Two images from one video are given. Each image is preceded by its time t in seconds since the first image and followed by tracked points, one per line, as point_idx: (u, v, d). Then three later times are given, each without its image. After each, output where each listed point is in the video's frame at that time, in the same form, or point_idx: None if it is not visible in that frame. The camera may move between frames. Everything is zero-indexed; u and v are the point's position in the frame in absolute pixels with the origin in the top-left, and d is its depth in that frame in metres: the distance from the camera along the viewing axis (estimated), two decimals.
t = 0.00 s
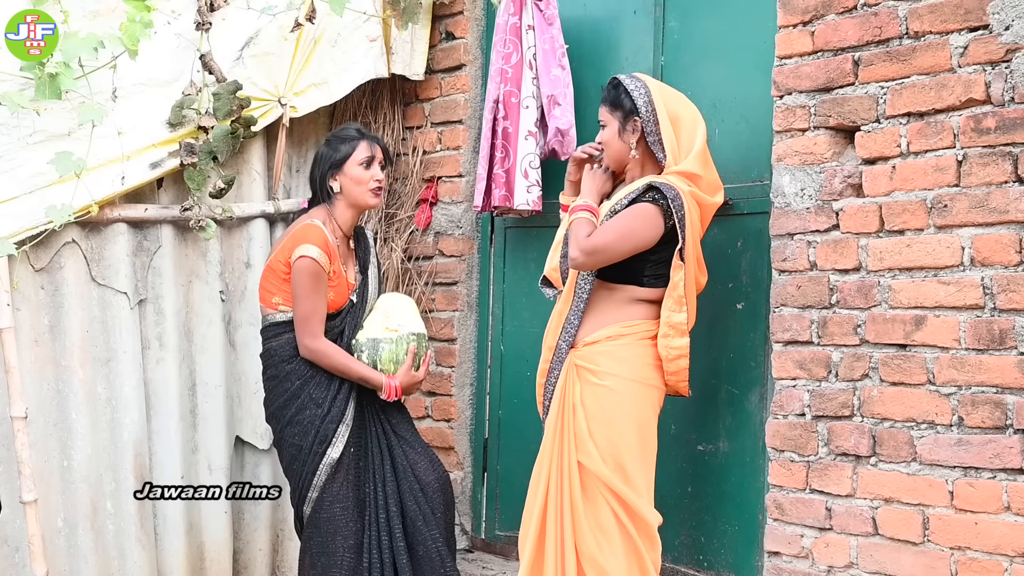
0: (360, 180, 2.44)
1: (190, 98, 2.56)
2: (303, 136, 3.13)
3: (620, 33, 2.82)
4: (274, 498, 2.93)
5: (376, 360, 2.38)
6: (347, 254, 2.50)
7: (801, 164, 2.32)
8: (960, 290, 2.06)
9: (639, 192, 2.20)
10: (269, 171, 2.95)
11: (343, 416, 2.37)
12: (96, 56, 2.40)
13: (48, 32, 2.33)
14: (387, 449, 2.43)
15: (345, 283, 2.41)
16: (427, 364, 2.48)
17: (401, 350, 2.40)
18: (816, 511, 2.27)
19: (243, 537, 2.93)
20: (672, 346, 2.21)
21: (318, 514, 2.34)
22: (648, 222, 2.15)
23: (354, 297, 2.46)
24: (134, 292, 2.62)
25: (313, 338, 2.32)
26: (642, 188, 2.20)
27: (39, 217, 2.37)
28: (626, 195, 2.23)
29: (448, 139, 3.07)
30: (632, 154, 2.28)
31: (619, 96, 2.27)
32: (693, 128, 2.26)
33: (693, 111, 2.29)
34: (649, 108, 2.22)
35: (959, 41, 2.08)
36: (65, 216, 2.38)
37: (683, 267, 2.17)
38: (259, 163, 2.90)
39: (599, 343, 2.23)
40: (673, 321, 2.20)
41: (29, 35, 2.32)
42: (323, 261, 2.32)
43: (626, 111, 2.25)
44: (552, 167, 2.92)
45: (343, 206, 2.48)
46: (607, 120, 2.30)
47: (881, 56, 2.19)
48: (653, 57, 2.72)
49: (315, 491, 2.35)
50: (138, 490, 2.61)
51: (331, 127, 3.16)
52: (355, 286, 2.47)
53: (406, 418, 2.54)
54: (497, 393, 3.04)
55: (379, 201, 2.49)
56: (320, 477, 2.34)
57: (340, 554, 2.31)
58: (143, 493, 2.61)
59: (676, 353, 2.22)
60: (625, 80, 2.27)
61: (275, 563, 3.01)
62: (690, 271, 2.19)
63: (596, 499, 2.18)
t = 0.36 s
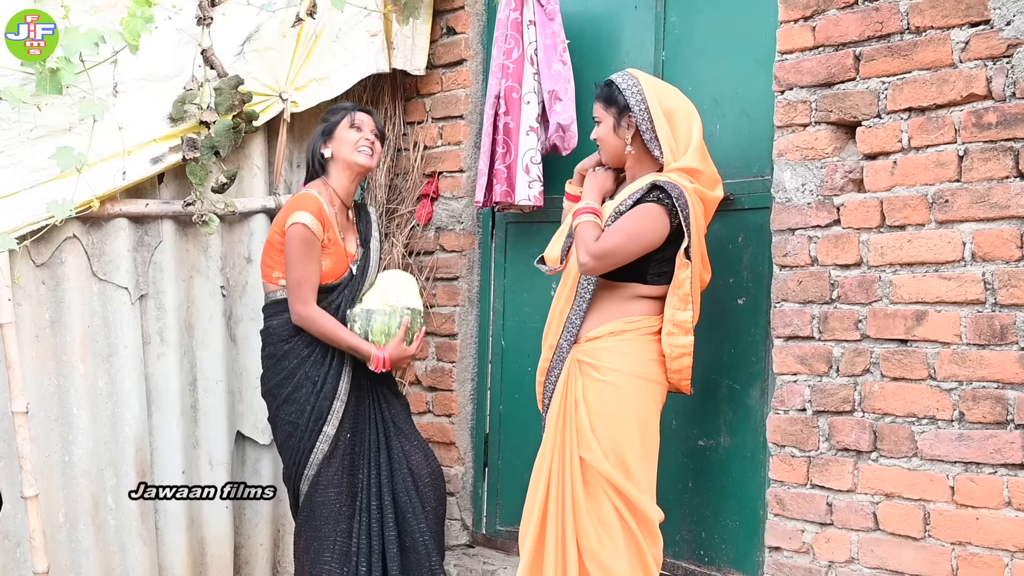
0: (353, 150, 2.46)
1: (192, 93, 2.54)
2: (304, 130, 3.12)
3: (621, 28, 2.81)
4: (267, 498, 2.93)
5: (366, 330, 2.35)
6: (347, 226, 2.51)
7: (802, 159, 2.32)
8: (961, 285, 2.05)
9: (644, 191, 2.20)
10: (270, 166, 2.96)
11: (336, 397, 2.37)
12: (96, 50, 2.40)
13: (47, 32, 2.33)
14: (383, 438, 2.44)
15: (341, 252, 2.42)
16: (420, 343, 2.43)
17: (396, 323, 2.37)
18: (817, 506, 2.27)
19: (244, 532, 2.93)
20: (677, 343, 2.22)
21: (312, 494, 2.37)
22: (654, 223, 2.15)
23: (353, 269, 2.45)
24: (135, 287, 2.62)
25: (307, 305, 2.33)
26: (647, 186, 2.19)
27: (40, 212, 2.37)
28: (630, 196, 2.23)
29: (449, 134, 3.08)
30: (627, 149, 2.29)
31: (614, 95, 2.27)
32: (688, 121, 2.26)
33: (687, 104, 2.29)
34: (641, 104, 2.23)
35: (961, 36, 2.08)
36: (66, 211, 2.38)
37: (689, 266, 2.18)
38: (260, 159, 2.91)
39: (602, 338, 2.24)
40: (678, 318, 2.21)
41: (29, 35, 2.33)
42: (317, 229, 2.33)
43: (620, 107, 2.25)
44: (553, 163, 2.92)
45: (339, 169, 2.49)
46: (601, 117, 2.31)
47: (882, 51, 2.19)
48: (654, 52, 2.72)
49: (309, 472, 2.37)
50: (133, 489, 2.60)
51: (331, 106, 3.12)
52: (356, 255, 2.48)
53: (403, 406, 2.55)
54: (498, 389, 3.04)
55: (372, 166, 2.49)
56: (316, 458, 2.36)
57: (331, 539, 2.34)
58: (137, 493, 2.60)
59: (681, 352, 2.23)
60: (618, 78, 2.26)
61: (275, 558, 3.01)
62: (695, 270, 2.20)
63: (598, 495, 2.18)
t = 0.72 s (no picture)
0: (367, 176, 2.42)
1: (193, 88, 2.54)
2: (305, 127, 3.13)
3: (622, 24, 2.81)
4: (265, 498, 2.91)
5: (344, 329, 2.35)
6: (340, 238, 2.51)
7: (804, 155, 2.32)
8: (962, 281, 2.05)
9: (650, 189, 2.20)
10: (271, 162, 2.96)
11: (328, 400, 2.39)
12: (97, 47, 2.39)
13: (47, 32, 2.35)
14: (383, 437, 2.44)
15: (331, 258, 2.43)
16: (401, 346, 2.40)
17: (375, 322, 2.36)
18: (818, 502, 2.27)
19: (246, 528, 2.93)
20: (687, 339, 2.24)
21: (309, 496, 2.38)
22: (665, 222, 2.15)
23: (343, 278, 2.45)
24: (136, 283, 2.62)
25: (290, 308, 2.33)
26: (654, 184, 2.20)
27: (41, 208, 2.37)
28: (637, 195, 2.22)
29: (450, 130, 3.08)
30: (624, 144, 2.30)
31: (613, 92, 2.28)
32: (688, 114, 2.26)
33: (686, 99, 2.29)
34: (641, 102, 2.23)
35: (962, 32, 2.08)
36: (67, 207, 2.38)
37: (700, 262, 2.19)
38: (261, 154, 2.91)
39: (609, 334, 2.24)
40: (686, 314, 2.22)
41: (29, 35, 2.34)
42: (305, 232, 2.34)
43: (617, 103, 2.26)
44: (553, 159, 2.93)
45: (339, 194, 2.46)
46: (600, 114, 2.32)
47: (883, 46, 2.19)
48: (655, 48, 2.72)
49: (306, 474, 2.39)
50: (127, 490, 2.58)
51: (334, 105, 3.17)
52: (346, 265, 2.47)
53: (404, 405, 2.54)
54: (499, 384, 3.05)
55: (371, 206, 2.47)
56: (313, 458, 2.38)
57: (330, 539, 2.34)
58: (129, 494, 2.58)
59: (689, 347, 2.25)
60: (616, 74, 2.27)
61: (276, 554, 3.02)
62: (704, 265, 2.20)
63: (604, 492, 2.18)
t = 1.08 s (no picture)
0: (362, 172, 2.42)
1: (194, 84, 2.55)
2: (306, 123, 3.13)
3: (623, 21, 2.81)
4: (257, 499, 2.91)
5: (344, 321, 2.34)
6: (344, 228, 2.51)
7: (805, 151, 2.32)
8: (963, 277, 2.05)
9: (657, 186, 2.19)
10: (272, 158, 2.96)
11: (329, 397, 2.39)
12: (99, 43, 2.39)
13: (47, 32, 2.35)
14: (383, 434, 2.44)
15: (333, 247, 2.43)
16: (401, 343, 2.40)
17: (377, 316, 2.36)
18: (819, 498, 2.27)
19: (247, 525, 2.94)
20: (693, 334, 2.25)
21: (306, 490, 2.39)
22: (676, 219, 2.16)
23: (347, 267, 2.45)
24: (138, 279, 2.62)
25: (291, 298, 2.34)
26: (659, 181, 2.19)
27: (43, 204, 2.37)
28: (644, 192, 2.22)
29: (451, 127, 3.08)
30: (628, 140, 2.30)
31: (615, 88, 2.28)
32: (690, 109, 2.26)
33: (689, 94, 2.29)
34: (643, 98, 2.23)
35: (963, 28, 2.07)
36: (69, 204, 2.38)
37: (707, 257, 2.19)
38: (263, 150, 2.91)
39: (616, 330, 2.24)
40: (694, 310, 2.24)
41: (29, 35, 2.34)
42: (304, 222, 2.35)
43: (620, 100, 2.26)
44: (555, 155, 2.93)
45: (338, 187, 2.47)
46: (601, 110, 2.31)
47: (885, 42, 2.18)
48: (656, 44, 2.72)
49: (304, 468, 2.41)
50: (122, 489, 2.58)
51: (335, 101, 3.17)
52: (350, 254, 2.47)
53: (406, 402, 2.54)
54: (501, 381, 3.05)
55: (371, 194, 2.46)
56: (308, 450, 2.38)
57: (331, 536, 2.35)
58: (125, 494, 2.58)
59: (696, 343, 2.26)
60: (618, 71, 2.27)
61: (278, 550, 3.02)
62: (711, 260, 2.19)
63: (611, 489, 2.18)
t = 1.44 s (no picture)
0: (338, 158, 2.45)
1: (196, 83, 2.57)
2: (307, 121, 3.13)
3: (624, 19, 2.82)
4: (253, 499, 2.91)
5: (366, 266, 2.36)
6: (335, 210, 2.55)
7: (806, 149, 2.32)
8: (965, 275, 2.05)
9: (659, 183, 2.19)
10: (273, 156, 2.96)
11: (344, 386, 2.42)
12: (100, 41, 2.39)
13: (47, 33, 2.35)
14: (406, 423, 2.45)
15: (321, 228, 2.46)
16: (422, 291, 2.37)
17: (398, 261, 2.36)
18: (821, 496, 2.27)
19: (249, 523, 2.95)
20: (696, 329, 2.26)
21: (326, 479, 2.43)
22: (687, 216, 2.14)
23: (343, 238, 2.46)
24: (140, 277, 2.62)
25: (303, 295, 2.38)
26: (663, 178, 2.17)
27: (44, 201, 2.37)
28: (644, 189, 2.21)
29: (452, 124, 3.10)
30: (625, 138, 2.30)
31: (612, 86, 2.29)
32: (687, 105, 2.26)
33: (685, 91, 2.30)
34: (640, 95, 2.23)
35: (964, 26, 2.07)
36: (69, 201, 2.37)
37: (711, 251, 2.19)
38: (263, 148, 2.91)
39: (621, 329, 2.24)
40: (698, 305, 2.24)
41: (29, 35, 2.33)
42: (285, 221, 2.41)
43: (617, 97, 2.26)
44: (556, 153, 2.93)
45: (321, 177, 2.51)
46: (602, 108, 2.32)
47: (886, 40, 2.18)
48: (657, 42, 2.73)
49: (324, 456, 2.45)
50: (117, 490, 2.58)
51: (335, 99, 3.14)
52: (343, 228, 2.49)
53: (435, 391, 2.53)
54: (502, 377, 3.05)
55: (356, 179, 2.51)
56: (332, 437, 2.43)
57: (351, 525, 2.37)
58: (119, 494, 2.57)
59: (700, 337, 2.26)
60: (615, 69, 2.28)
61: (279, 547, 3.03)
62: (714, 254, 2.21)
63: (613, 486, 2.18)
